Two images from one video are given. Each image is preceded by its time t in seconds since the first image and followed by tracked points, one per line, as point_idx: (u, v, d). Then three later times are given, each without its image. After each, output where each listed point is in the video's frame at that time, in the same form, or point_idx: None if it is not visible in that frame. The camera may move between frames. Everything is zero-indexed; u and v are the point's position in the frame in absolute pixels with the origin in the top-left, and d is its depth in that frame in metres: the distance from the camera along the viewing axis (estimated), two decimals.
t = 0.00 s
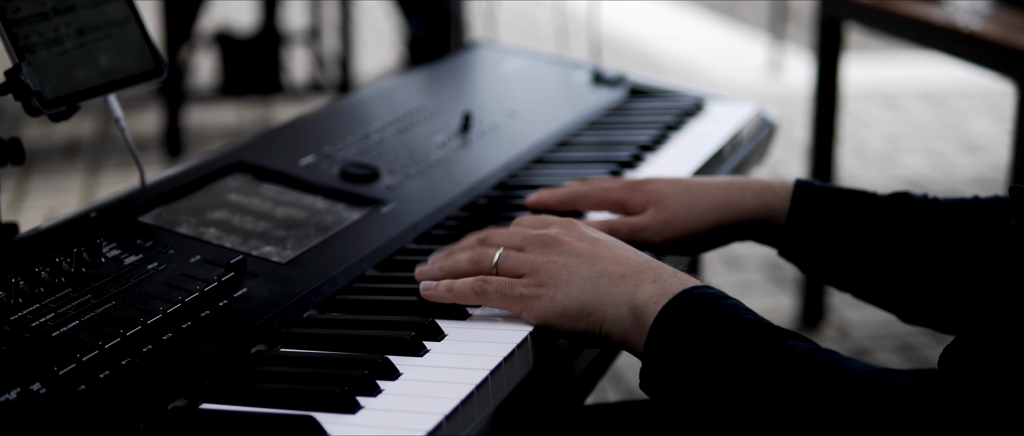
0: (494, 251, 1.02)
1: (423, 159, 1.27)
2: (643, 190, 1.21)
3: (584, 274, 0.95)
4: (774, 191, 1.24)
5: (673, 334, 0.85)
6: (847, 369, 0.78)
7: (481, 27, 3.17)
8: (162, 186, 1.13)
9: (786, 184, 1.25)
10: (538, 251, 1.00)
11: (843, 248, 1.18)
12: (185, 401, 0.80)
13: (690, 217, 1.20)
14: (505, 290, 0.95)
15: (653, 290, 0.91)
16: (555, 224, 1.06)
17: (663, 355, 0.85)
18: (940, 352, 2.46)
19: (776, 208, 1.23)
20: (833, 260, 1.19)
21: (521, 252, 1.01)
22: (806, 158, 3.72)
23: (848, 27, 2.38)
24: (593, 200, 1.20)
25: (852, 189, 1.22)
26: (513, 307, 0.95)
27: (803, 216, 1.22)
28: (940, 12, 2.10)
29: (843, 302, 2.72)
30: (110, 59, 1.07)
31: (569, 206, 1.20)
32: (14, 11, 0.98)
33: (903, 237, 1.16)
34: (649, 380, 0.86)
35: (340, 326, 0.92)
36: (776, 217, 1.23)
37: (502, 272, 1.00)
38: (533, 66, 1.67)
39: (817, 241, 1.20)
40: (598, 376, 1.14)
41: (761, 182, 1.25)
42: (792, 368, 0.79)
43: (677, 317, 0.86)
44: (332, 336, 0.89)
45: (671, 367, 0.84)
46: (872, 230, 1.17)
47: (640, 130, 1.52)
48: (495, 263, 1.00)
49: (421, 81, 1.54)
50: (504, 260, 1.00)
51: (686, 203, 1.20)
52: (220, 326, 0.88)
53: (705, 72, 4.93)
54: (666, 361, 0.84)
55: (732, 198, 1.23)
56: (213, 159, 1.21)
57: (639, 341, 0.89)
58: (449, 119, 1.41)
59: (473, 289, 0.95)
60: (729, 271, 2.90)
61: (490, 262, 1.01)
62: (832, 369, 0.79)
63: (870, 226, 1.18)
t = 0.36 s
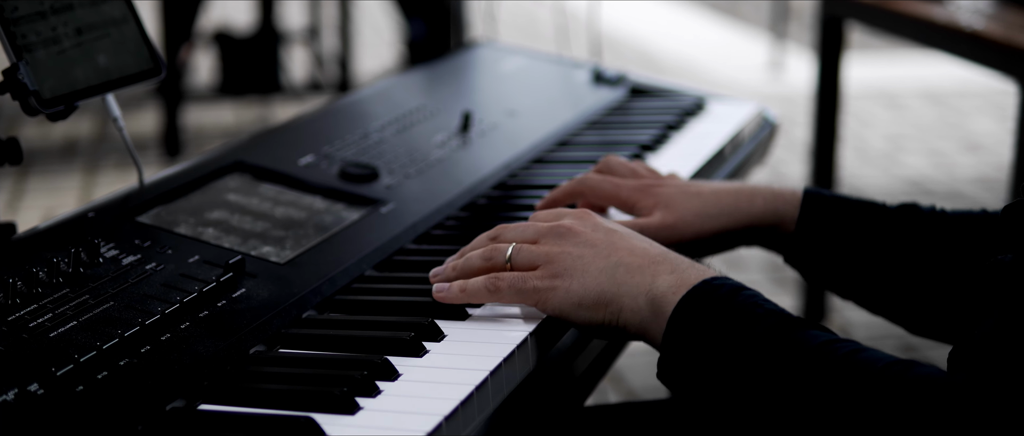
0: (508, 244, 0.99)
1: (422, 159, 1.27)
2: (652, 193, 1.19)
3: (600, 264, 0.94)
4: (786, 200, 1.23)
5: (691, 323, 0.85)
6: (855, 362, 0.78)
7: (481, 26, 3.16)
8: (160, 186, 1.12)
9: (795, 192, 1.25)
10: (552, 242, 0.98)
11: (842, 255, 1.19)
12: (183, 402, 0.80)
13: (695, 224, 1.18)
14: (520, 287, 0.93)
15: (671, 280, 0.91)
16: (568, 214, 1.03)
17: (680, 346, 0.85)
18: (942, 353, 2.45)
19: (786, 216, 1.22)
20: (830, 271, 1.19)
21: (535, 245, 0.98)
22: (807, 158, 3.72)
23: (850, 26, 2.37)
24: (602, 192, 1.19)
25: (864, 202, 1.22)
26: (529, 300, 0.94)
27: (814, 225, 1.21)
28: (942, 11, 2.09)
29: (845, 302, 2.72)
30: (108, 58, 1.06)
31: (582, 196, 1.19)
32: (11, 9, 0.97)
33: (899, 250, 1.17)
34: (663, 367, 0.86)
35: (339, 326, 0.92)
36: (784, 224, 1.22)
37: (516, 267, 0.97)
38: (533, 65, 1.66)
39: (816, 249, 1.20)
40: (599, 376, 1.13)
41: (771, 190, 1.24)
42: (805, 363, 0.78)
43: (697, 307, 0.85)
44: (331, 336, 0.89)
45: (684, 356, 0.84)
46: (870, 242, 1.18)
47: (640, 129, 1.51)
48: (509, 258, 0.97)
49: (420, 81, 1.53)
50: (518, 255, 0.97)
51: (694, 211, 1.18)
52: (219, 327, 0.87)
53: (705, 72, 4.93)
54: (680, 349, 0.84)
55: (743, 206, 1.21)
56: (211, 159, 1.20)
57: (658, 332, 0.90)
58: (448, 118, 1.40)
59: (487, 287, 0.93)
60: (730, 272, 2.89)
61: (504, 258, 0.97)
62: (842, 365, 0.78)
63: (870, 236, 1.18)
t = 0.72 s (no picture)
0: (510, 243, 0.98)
1: (422, 158, 1.26)
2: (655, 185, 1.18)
3: (599, 264, 0.93)
4: (792, 163, 1.21)
5: (695, 316, 0.84)
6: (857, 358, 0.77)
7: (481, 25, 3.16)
8: (158, 186, 1.12)
9: (801, 156, 1.22)
10: (554, 245, 0.97)
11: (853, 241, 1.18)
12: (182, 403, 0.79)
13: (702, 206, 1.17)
14: (524, 295, 0.92)
15: (672, 277, 0.89)
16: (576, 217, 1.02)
17: (686, 337, 0.84)
18: (945, 355, 2.45)
19: (791, 177, 1.20)
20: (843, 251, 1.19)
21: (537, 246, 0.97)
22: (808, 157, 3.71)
23: (851, 25, 2.37)
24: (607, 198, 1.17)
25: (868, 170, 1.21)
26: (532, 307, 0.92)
27: (816, 191, 1.20)
28: (945, 10, 2.08)
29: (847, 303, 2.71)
30: (106, 57, 1.06)
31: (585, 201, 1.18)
32: (9, 8, 0.96)
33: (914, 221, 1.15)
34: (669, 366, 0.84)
35: (338, 327, 0.91)
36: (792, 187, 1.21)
37: (519, 269, 0.96)
38: (533, 64, 1.66)
39: (833, 227, 1.19)
40: (600, 377, 1.13)
41: (775, 153, 1.22)
42: (814, 354, 0.77)
43: (702, 297, 0.84)
44: (330, 337, 0.88)
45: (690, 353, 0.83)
46: (882, 214, 1.17)
47: (641, 129, 1.51)
48: (511, 259, 0.96)
49: (419, 80, 1.53)
50: (521, 255, 0.96)
51: (695, 190, 1.16)
52: (217, 327, 0.87)
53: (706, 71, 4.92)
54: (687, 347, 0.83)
55: (746, 173, 1.19)
56: (210, 159, 1.20)
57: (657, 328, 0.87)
58: (448, 118, 1.40)
59: (492, 298, 0.92)
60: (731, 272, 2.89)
61: (506, 259, 0.96)
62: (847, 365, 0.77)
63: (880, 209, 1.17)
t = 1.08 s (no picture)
0: (457, 335, 0.81)
1: (421, 158, 1.26)
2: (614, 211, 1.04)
3: (581, 353, 0.79)
4: (769, 234, 1.08)
5: (710, 411, 0.75)
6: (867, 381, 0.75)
7: (481, 24, 3.16)
8: (157, 186, 1.11)
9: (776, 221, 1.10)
10: (511, 330, 0.81)
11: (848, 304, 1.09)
12: (180, 404, 0.79)
13: (670, 256, 1.03)
14: (487, 387, 0.77)
15: (674, 369, 0.78)
16: (517, 291, 0.87)
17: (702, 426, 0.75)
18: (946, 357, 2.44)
19: (770, 247, 1.08)
20: (813, 306, 1.10)
21: (489, 333, 0.81)
22: (810, 157, 3.71)
23: (852, 24, 2.36)
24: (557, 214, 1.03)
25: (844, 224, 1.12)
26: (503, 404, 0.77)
27: (795, 259, 1.09)
28: (946, 8, 2.07)
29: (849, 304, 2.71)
30: (104, 57, 1.05)
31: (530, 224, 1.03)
32: (6, 8, 0.96)
33: (895, 265, 1.09)
34: None
35: (337, 327, 0.91)
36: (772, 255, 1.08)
37: (473, 363, 0.80)
38: (533, 63, 1.65)
39: (801, 287, 1.09)
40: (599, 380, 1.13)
41: (749, 221, 1.08)
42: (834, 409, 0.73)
43: (713, 384, 0.76)
44: (329, 338, 0.88)
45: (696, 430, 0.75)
46: (863, 264, 1.09)
47: (642, 128, 1.50)
48: (463, 352, 0.80)
49: (419, 79, 1.52)
50: (475, 347, 0.80)
51: (664, 234, 1.03)
52: (216, 328, 0.86)
53: (706, 70, 4.92)
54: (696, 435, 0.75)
55: (721, 239, 1.06)
56: (209, 159, 1.19)
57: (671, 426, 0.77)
58: (448, 118, 1.39)
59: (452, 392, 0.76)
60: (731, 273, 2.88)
61: (457, 352, 0.80)
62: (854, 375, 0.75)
63: (861, 259, 1.09)
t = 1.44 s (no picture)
0: (488, 325, 0.80)
1: (421, 158, 1.25)
2: (604, 252, 0.98)
3: (615, 342, 0.77)
4: (764, 260, 1.06)
5: (743, 411, 0.74)
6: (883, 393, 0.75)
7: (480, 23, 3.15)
8: (155, 186, 1.11)
9: (770, 247, 1.08)
10: (545, 316, 0.80)
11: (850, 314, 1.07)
12: (178, 405, 0.78)
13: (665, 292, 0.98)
14: (518, 378, 0.77)
15: (708, 363, 0.77)
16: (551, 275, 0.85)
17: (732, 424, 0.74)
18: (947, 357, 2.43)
19: (766, 273, 1.06)
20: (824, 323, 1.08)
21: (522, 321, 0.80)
22: (811, 156, 3.71)
23: (853, 22, 2.36)
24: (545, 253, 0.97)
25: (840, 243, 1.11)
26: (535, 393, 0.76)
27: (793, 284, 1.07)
28: (948, 7, 2.06)
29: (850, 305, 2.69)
30: (102, 56, 1.05)
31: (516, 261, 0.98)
32: (3, 6, 0.95)
33: (905, 279, 1.08)
34: None
35: (336, 328, 0.91)
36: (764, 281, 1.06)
37: (506, 351, 0.79)
38: (533, 62, 1.65)
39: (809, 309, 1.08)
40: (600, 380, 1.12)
41: (743, 247, 1.06)
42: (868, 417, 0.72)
43: (747, 383, 0.75)
44: (328, 338, 0.87)
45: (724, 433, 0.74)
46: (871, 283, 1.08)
47: (643, 128, 1.50)
48: (494, 342, 0.79)
49: (418, 78, 1.52)
50: (506, 336, 0.79)
51: (657, 273, 0.98)
52: (215, 329, 0.85)
53: (707, 69, 4.92)
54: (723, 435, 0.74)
55: (717, 271, 1.02)
56: (207, 159, 1.19)
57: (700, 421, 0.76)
58: (448, 117, 1.39)
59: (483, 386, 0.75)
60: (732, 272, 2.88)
61: (488, 343, 0.79)
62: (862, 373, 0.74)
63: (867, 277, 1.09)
